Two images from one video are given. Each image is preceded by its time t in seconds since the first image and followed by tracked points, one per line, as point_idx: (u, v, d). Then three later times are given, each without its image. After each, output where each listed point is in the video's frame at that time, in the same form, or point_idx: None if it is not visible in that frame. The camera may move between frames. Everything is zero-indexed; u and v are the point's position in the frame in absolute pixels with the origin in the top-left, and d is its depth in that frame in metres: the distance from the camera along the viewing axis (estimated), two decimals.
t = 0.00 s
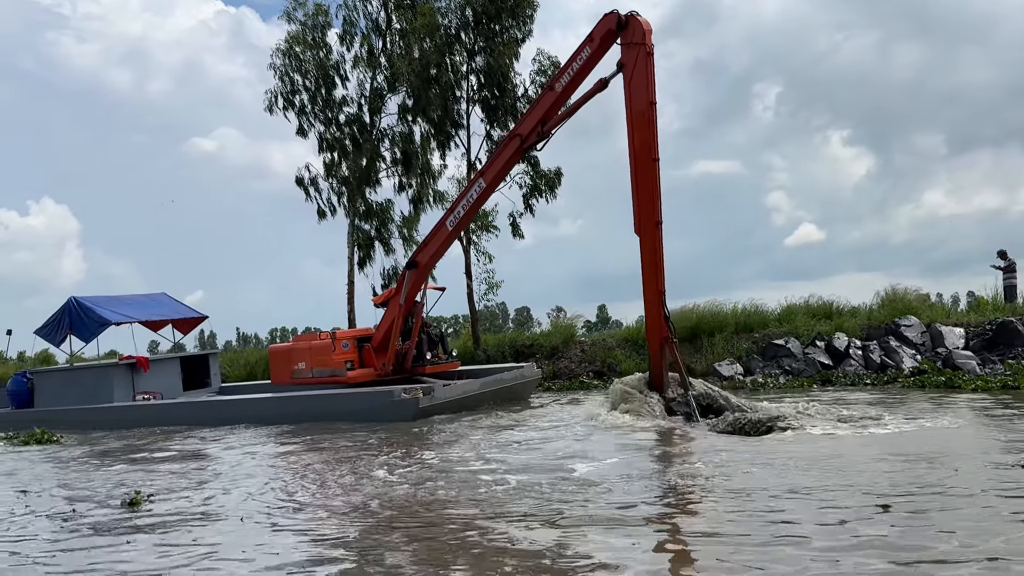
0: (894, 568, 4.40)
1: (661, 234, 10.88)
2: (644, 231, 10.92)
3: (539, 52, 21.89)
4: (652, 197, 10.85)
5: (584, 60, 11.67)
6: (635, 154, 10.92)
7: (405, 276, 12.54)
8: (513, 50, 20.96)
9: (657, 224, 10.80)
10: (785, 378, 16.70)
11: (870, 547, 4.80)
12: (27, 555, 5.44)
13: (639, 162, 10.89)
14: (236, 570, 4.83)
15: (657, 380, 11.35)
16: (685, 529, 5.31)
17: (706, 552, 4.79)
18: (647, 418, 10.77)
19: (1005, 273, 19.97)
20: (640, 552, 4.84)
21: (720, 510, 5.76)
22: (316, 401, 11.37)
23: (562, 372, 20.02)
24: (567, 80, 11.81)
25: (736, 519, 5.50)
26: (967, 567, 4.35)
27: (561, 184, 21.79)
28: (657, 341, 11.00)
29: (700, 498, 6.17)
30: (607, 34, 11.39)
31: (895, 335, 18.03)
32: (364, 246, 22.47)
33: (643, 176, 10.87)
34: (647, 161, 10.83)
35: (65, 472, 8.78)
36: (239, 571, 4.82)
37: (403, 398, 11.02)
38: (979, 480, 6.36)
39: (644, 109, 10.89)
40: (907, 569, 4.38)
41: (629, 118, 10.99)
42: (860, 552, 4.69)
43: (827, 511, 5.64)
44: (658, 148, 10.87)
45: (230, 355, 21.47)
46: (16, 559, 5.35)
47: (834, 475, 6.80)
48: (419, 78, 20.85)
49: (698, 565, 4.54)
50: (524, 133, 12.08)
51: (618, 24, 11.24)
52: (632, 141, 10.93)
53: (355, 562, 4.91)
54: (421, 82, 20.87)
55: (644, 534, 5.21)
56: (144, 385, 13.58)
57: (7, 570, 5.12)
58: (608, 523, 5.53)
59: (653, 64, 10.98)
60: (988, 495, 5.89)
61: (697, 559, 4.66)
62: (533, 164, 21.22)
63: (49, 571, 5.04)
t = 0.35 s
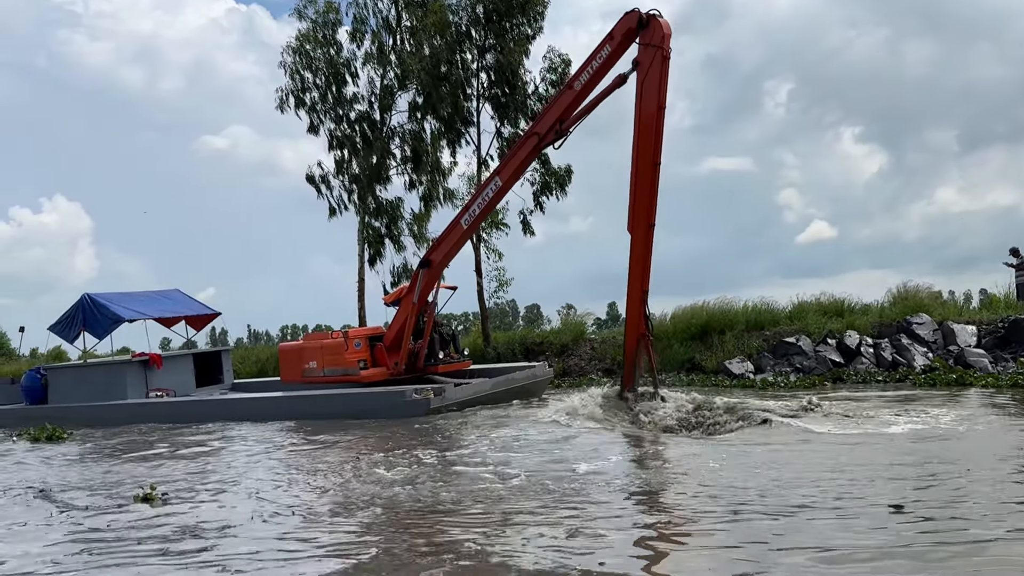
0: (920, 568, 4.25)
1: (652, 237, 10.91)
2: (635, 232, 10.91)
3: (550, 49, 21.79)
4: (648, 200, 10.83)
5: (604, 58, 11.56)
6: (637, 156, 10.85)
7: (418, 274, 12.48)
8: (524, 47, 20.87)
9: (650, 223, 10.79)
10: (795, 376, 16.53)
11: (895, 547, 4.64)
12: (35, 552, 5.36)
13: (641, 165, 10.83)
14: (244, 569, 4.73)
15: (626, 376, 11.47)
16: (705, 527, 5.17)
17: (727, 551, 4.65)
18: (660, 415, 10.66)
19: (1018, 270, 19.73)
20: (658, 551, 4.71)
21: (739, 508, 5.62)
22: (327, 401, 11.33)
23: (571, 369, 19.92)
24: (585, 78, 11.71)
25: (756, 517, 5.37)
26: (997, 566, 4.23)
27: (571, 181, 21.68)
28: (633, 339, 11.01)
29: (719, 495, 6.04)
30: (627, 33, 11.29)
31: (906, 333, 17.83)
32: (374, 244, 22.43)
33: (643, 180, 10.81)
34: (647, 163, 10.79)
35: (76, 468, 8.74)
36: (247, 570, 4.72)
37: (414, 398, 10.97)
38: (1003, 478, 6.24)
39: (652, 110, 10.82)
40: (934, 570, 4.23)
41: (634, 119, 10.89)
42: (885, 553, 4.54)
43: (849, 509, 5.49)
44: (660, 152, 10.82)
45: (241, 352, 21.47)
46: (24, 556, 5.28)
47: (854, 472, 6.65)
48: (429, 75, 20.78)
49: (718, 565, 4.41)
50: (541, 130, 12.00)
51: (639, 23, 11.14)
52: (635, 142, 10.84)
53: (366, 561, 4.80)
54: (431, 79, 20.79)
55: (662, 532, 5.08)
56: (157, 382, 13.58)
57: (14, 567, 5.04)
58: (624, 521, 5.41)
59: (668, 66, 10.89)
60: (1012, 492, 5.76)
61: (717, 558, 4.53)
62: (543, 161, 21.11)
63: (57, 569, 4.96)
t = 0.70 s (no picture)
0: (944, 569, 4.13)
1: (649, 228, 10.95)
2: (633, 222, 10.95)
3: (559, 48, 21.70)
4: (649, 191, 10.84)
5: (623, 52, 11.44)
6: (644, 148, 10.81)
7: (433, 272, 12.44)
8: (533, 46, 20.79)
9: (649, 214, 10.83)
10: (806, 374, 16.38)
11: (917, 547, 4.51)
12: (43, 549, 5.31)
13: (645, 156, 10.80)
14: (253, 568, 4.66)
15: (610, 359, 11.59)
16: (722, 526, 5.06)
17: (745, 551, 4.54)
18: (670, 415, 10.57)
19: None
20: (674, 550, 4.60)
21: (755, 507, 5.51)
22: (337, 400, 11.30)
23: (581, 368, 19.82)
24: (603, 72, 11.61)
25: (773, 517, 5.25)
26: None
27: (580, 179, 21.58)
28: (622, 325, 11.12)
29: (735, 494, 5.93)
30: (646, 27, 11.18)
31: (917, 331, 17.64)
32: (383, 242, 22.41)
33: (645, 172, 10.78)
34: (652, 156, 10.77)
35: (86, 466, 8.71)
36: (255, 569, 4.64)
37: (424, 399, 10.92)
38: None
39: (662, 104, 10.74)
40: (958, 571, 4.10)
41: (643, 112, 10.80)
42: (907, 553, 4.42)
43: (868, 508, 5.37)
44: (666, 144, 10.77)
45: (251, 351, 21.47)
46: (31, 553, 5.23)
47: (871, 471, 6.53)
48: (438, 75, 20.71)
49: (735, 565, 4.31)
50: (558, 125, 11.92)
51: (657, 16, 11.04)
52: (641, 135, 10.77)
53: (375, 560, 4.71)
54: (440, 78, 20.72)
55: (678, 531, 4.98)
56: (169, 380, 13.58)
57: (20, 566, 4.98)
58: (639, 519, 5.31)
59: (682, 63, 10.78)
60: None
61: (735, 558, 4.42)
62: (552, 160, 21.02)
63: (64, 567, 4.90)
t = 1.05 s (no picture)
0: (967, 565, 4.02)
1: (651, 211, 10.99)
2: (634, 204, 10.99)
3: (566, 47, 21.62)
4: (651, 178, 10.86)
5: (638, 40, 11.36)
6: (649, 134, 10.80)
7: (445, 271, 12.38)
8: (540, 45, 20.72)
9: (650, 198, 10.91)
10: (815, 374, 16.28)
11: (937, 542, 4.41)
12: (49, 549, 5.26)
13: (649, 143, 10.82)
14: (261, 569, 4.59)
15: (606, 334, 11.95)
16: (736, 524, 4.96)
17: (761, 548, 4.45)
18: (681, 414, 10.50)
19: None
20: (688, 549, 4.51)
21: (771, 504, 5.41)
22: (346, 400, 11.26)
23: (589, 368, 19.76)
24: (618, 61, 11.53)
25: (788, 513, 5.15)
26: None
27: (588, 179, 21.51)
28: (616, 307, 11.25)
29: (749, 491, 5.83)
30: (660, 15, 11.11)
31: (926, 330, 17.50)
32: (391, 243, 22.38)
33: (649, 158, 10.83)
34: (658, 141, 10.77)
35: (95, 466, 8.68)
36: (263, 569, 4.57)
37: (432, 397, 10.89)
38: None
39: (671, 90, 10.69)
40: (980, 567, 3.99)
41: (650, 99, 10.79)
42: (927, 549, 4.31)
43: (885, 504, 5.26)
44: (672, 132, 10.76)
45: (260, 351, 21.46)
46: (38, 553, 5.18)
47: (886, 468, 6.42)
48: (446, 74, 20.66)
49: (750, 563, 4.21)
50: (573, 116, 11.85)
51: (673, 3, 10.94)
52: (647, 121, 10.76)
53: (385, 560, 4.64)
54: (447, 78, 20.67)
55: (693, 530, 4.89)
56: (181, 379, 13.57)
57: (28, 566, 4.93)
58: (652, 518, 5.21)
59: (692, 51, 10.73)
60: None
61: (751, 556, 4.32)
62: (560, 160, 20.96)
63: (71, 567, 4.84)
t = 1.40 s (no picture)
0: (975, 561, 3.98)
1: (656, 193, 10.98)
2: (640, 185, 10.98)
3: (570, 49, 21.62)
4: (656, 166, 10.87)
5: (649, 30, 11.37)
6: (655, 120, 10.80)
7: (452, 266, 12.41)
8: (544, 46, 20.72)
9: (656, 179, 10.89)
10: (821, 374, 16.23)
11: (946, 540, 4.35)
12: (51, 553, 5.25)
13: (655, 129, 10.85)
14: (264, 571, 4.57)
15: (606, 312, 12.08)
16: (744, 525, 4.91)
17: (766, 549, 4.40)
18: (687, 415, 10.47)
19: None
20: (694, 550, 4.47)
21: (777, 505, 5.37)
22: (351, 399, 11.26)
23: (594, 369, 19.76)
24: (629, 51, 11.52)
25: (794, 514, 5.09)
26: None
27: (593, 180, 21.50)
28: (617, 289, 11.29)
29: (754, 492, 5.79)
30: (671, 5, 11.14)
31: (932, 330, 17.44)
32: (396, 245, 22.40)
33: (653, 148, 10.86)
34: (665, 125, 10.78)
35: (100, 469, 8.69)
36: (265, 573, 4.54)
37: (436, 393, 10.88)
38: None
39: (680, 76, 10.71)
40: (988, 564, 3.94)
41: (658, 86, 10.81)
42: (936, 547, 4.26)
43: (892, 504, 5.21)
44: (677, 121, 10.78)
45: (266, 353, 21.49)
46: (41, 556, 5.17)
47: (893, 469, 6.37)
48: (450, 76, 20.67)
49: (754, 562, 4.17)
50: (585, 107, 11.87)
51: None
52: (654, 105, 10.80)
53: (389, 563, 4.61)
54: (452, 79, 20.68)
55: (698, 531, 4.84)
56: (188, 380, 13.59)
57: (35, 568, 4.92)
58: (658, 520, 5.17)
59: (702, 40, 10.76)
60: None
61: (755, 556, 4.28)
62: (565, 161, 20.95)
63: (74, 570, 4.83)
